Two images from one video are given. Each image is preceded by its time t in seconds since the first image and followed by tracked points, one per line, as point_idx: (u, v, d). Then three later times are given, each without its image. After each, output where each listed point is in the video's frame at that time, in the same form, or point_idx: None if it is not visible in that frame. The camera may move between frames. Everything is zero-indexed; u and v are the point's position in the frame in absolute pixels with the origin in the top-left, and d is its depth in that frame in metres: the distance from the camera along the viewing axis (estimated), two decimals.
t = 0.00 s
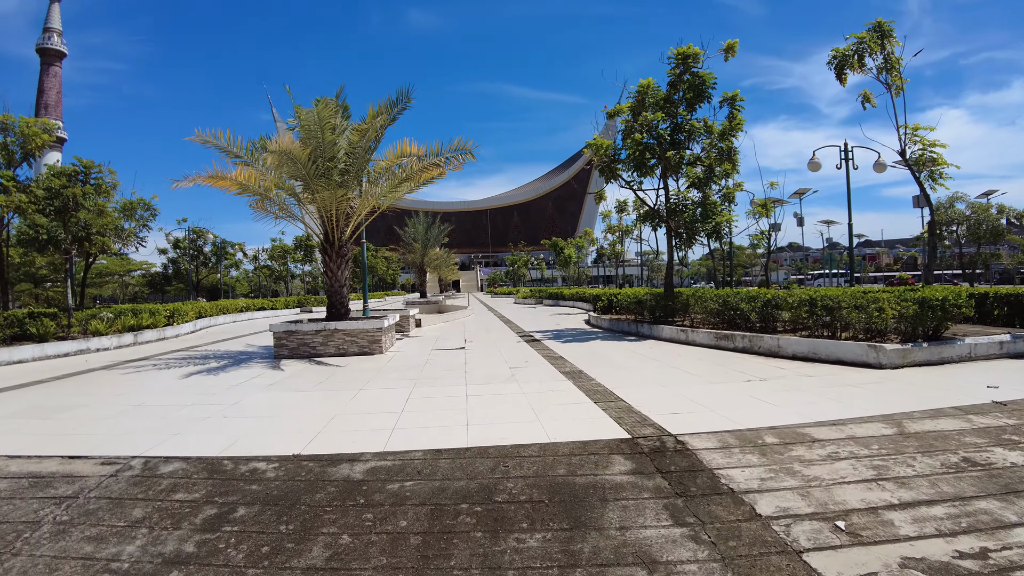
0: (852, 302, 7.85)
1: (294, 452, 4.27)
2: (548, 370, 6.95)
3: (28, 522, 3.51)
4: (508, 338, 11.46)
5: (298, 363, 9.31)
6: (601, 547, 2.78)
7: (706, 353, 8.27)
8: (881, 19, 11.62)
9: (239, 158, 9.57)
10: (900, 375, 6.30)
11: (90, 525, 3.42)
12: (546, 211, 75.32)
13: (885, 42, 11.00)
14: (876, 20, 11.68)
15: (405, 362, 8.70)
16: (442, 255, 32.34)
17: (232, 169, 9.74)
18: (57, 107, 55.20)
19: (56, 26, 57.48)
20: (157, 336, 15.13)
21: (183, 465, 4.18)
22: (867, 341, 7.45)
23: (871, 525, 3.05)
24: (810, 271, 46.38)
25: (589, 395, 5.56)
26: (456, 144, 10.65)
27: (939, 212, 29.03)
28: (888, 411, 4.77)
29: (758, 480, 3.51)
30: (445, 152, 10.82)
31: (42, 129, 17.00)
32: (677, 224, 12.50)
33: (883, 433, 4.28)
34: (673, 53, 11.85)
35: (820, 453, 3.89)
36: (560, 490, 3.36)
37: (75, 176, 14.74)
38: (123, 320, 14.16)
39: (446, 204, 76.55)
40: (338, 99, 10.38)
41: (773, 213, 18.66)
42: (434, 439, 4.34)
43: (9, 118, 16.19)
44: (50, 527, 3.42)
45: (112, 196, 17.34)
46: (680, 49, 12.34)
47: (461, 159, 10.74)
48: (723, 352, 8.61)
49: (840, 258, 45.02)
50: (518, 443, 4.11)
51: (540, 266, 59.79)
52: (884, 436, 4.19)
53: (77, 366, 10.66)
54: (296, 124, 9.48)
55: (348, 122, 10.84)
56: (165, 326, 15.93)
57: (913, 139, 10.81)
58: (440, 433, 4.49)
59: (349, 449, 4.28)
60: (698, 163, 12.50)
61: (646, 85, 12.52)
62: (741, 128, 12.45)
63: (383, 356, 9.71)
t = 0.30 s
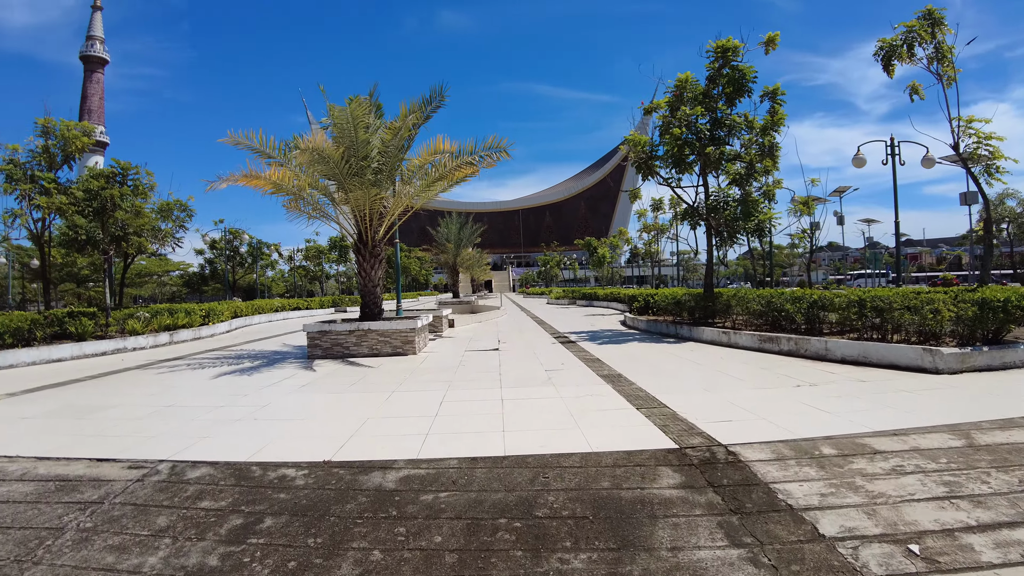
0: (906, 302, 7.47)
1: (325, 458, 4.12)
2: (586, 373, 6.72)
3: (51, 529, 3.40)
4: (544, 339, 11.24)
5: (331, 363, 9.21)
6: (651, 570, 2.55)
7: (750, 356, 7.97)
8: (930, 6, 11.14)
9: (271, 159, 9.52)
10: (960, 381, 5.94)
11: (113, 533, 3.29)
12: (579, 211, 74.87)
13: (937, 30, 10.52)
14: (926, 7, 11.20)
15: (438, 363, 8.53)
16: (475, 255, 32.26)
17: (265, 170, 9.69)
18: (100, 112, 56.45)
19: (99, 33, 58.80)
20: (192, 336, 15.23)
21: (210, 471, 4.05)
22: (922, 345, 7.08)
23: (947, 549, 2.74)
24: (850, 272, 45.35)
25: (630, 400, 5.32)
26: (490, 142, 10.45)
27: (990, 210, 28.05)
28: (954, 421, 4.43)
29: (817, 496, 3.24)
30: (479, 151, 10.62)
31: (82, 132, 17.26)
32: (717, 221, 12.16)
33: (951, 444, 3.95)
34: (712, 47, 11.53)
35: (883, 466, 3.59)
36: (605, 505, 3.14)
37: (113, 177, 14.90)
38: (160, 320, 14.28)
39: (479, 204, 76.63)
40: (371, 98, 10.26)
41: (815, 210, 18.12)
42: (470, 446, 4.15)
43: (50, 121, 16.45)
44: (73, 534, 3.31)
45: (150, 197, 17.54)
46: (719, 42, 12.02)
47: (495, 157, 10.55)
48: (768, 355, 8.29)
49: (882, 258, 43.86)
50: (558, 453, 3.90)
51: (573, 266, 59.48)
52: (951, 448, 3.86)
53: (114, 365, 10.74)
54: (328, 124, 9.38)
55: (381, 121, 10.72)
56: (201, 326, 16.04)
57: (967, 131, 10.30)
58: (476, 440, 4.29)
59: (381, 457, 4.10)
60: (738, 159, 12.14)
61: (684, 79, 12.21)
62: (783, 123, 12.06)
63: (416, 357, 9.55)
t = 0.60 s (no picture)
0: (955, 311, 7.12)
1: (346, 479, 3.95)
2: (618, 385, 6.48)
3: (63, 554, 3.27)
4: (573, 345, 11.01)
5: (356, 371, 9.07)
6: None
7: (788, 367, 7.67)
8: None
9: (298, 163, 9.42)
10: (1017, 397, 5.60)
11: (125, 561, 3.15)
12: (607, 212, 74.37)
13: (984, 24, 10.09)
14: None
15: (464, 371, 8.33)
16: (502, 258, 32.12)
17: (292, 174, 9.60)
18: (134, 117, 57.50)
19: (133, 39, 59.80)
20: (221, 339, 15.27)
21: (228, 492, 3.91)
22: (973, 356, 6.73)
23: None
24: (884, 273, 44.34)
25: (664, 417, 5.08)
26: (519, 145, 10.25)
27: None
28: (1017, 445, 4.11)
29: (874, 532, 2.97)
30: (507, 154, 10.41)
31: (114, 137, 17.43)
32: (752, 224, 11.83)
33: (1017, 472, 3.64)
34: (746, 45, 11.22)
35: (944, 499, 3.30)
36: (643, 540, 2.91)
37: (143, 182, 15.00)
38: (188, 323, 14.34)
39: (506, 205, 76.55)
40: (398, 102, 10.12)
41: (852, 211, 17.64)
42: (498, 469, 3.95)
43: (83, 127, 16.65)
44: (84, 561, 3.17)
45: (179, 201, 17.65)
46: (753, 40, 11.70)
47: (523, 160, 10.34)
48: (807, 365, 7.98)
49: (920, 259, 42.84)
50: (591, 478, 3.69)
51: (601, 267, 59.09)
52: (1017, 477, 3.54)
53: (142, 370, 10.77)
54: (355, 128, 9.24)
55: (408, 125, 10.58)
56: (229, 329, 16.09)
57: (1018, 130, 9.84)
58: (504, 462, 4.08)
59: (405, 479, 3.92)
60: (774, 160, 11.80)
61: (718, 78, 11.92)
62: (821, 123, 11.70)
63: (443, 364, 9.37)
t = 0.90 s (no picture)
0: (996, 313, 6.76)
1: (352, 492, 3.74)
2: (639, 391, 6.23)
3: (52, 572, 3.10)
4: (593, 347, 10.76)
5: (371, 374, 8.88)
6: None
7: (817, 371, 7.36)
8: None
9: (313, 163, 9.26)
10: None
11: None
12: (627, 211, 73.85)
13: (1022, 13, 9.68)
14: None
15: (481, 375, 8.11)
16: (522, 258, 31.91)
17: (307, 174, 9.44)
18: (157, 121, 58.13)
19: (157, 44, 60.43)
20: (238, 341, 15.20)
21: (229, 505, 3.73)
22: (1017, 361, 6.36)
23: None
24: (912, 272, 43.44)
25: (689, 427, 4.81)
26: (537, 143, 10.00)
27: None
28: None
29: (922, 560, 2.68)
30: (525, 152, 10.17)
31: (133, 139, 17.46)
32: (778, 223, 11.51)
33: None
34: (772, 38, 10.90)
35: (998, 521, 2.99)
36: (668, 567, 2.67)
37: (161, 183, 14.97)
38: (205, 325, 14.29)
39: (526, 205, 76.35)
40: (415, 100, 9.94)
41: (880, 209, 17.20)
42: (514, 483, 3.72)
43: (103, 129, 16.69)
44: None
45: (197, 202, 17.64)
46: (779, 33, 11.37)
47: (542, 159, 10.09)
48: (837, 370, 7.67)
49: (948, 258, 41.96)
50: (613, 495, 3.45)
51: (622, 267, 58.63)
52: None
53: (157, 372, 10.69)
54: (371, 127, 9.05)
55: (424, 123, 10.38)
56: (247, 331, 16.04)
57: None
58: (520, 475, 3.86)
59: (415, 493, 3.71)
60: (800, 157, 11.47)
61: (742, 73, 11.63)
62: (849, 118, 11.34)
63: (459, 367, 9.16)
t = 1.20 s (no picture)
0: None
1: (346, 516, 3.53)
2: (653, 401, 5.98)
3: None
4: (606, 353, 10.52)
5: (378, 381, 8.68)
6: None
7: (839, 379, 7.09)
8: None
9: (319, 166, 9.06)
10: None
11: None
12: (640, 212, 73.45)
13: None
14: None
15: (490, 382, 7.89)
16: (534, 260, 31.71)
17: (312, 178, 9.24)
18: (172, 125, 58.47)
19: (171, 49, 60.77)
20: (247, 346, 15.08)
21: (218, 529, 3.53)
22: None
23: None
24: (930, 272, 42.80)
25: (707, 443, 4.57)
26: (547, 144, 9.77)
27: None
28: None
29: None
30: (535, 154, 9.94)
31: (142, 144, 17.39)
32: (795, 224, 11.22)
33: None
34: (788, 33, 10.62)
35: None
36: None
37: (169, 188, 14.88)
38: (214, 330, 14.17)
39: (538, 207, 76.13)
40: (422, 101, 9.74)
41: (899, 209, 16.82)
42: (519, 507, 3.49)
43: (111, 134, 16.63)
44: None
45: (207, 207, 17.54)
46: (795, 29, 11.07)
47: (552, 161, 9.86)
48: (859, 377, 7.39)
49: (968, 258, 41.27)
50: (624, 521, 3.22)
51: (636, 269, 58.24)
52: None
53: (164, 379, 10.57)
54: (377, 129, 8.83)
55: (432, 125, 10.18)
56: (257, 336, 15.93)
57: None
58: (525, 498, 3.63)
59: (414, 517, 3.49)
60: (818, 156, 11.17)
61: (758, 70, 11.36)
62: (868, 115, 11.03)
63: (468, 374, 8.94)
